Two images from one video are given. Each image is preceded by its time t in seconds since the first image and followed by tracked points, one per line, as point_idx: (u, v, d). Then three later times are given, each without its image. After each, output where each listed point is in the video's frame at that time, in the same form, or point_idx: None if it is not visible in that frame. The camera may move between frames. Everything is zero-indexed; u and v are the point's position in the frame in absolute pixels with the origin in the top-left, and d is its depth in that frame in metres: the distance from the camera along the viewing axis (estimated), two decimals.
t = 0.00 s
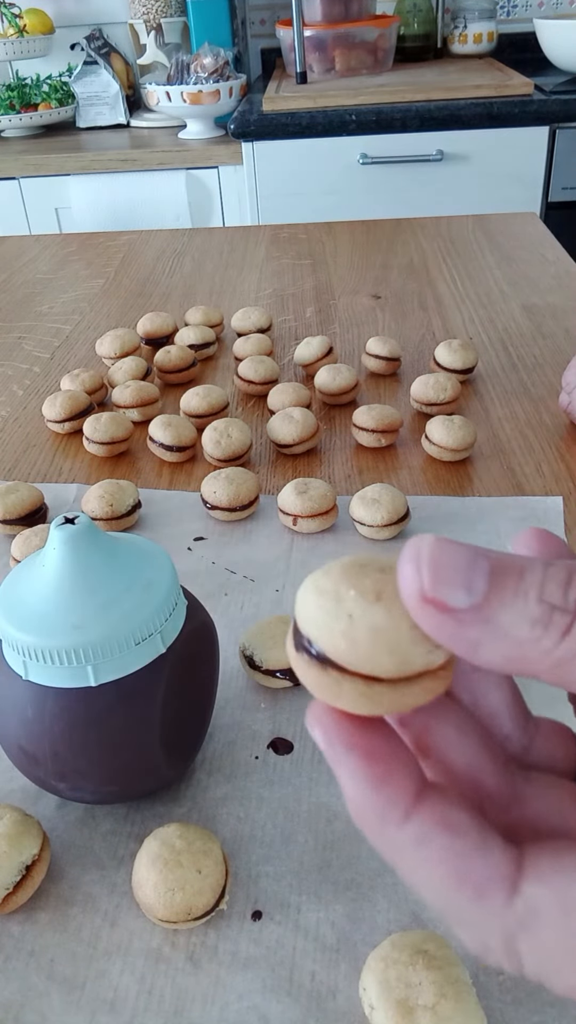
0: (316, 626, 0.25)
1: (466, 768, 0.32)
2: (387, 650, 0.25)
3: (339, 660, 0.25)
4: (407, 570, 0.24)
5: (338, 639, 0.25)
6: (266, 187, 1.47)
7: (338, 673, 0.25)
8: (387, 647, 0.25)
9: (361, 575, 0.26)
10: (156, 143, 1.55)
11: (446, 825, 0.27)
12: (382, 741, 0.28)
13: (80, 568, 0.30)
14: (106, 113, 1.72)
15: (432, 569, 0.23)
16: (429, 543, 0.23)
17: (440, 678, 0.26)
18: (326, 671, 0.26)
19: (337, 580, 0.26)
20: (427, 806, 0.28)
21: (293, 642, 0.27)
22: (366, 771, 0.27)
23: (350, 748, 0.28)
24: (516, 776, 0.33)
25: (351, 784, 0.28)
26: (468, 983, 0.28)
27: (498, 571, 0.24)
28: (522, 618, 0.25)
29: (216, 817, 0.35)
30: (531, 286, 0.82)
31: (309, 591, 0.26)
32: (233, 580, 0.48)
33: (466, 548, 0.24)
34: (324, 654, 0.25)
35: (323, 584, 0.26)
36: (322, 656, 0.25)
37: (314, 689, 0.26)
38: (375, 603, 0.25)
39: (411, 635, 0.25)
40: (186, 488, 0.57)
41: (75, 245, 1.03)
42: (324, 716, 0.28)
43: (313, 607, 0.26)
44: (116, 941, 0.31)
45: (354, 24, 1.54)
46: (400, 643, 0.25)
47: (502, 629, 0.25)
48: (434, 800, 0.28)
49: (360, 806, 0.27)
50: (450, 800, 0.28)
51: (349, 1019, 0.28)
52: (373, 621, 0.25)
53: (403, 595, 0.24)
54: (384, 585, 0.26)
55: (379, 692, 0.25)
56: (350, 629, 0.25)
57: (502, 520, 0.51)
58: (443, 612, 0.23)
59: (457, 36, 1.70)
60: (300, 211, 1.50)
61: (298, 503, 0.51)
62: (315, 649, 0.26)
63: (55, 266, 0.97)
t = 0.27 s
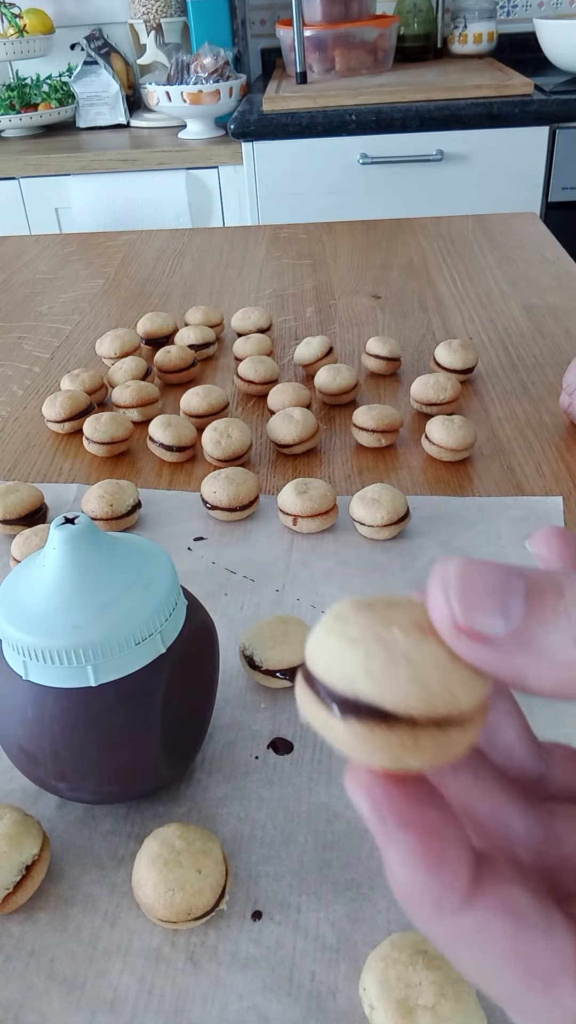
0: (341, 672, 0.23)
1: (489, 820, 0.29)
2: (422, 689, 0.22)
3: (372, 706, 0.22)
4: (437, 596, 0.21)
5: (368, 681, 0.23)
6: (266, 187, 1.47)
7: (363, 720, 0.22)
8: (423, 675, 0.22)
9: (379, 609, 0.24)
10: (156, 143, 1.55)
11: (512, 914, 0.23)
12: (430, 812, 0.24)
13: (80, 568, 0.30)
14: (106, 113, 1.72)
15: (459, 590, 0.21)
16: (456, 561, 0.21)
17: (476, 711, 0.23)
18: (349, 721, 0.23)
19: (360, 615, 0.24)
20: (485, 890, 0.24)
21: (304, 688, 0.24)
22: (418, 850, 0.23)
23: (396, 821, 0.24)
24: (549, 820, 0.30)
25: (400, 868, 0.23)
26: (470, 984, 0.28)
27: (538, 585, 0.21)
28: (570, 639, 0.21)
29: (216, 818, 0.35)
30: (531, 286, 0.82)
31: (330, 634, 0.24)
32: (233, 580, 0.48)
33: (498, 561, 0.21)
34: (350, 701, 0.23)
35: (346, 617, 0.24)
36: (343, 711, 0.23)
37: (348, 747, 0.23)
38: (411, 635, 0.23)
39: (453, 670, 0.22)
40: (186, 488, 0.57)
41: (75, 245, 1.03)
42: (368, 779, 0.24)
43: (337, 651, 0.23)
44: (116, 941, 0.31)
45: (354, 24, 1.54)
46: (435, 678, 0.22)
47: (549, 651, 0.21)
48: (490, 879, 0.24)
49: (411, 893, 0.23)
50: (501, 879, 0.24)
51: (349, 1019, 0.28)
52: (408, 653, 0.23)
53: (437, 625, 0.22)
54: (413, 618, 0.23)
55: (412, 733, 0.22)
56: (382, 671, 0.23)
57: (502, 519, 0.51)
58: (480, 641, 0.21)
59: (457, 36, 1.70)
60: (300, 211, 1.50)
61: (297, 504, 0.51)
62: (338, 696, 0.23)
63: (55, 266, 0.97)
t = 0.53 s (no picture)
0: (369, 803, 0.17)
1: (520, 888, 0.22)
2: (473, 834, 0.16)
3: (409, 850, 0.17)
4: (502, 712, 0.15)
5: (405, 823, 0.17)
6: (266, 187, 1.47)
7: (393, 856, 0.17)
8: (476, 823, 0.16)
9: (419, 707, 0.17)
10: (156, 143, 1.55)
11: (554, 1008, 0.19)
12: (466, 909, 0.19)
13: (80, 568, 0.30)
14: (106, 113, 1.72)
15: (540, 720, 0.14)
16: (527, 668, 0.15)
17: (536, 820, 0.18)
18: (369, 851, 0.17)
19: (395, 727, 0.17)
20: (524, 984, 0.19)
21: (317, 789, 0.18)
22: (452, 961, 0.18)
23: (427, 927, 0.18)
24: None
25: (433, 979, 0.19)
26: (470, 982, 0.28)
27: None
28: None
29: (217, 818, 0.35)
30: (531, 286, 0.82)
31: (361, 757, 0.17)
32: (233, 580, 0.48)
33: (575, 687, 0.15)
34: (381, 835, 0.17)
35: (379, 725, 0.17)
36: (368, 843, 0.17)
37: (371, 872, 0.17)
38: (465, 770, 0.16)
39: (517, 803, 0.16)
40: (186, 488, 0.57)
41: (74, 245, 1.03)
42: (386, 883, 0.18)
43: (366, 779, 0.17)
44: (117, 941, 0.31)
45: (354, 23, 1.54)
46: (490, 817, 0.16)
47: None
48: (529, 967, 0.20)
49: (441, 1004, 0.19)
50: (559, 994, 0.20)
51: (349, 1018, 0.28)
52: (456, 789, 0.16)
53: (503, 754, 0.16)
54: (469, 730, 0.16)
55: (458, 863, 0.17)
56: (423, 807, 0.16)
57: (503, 520, 0.51)
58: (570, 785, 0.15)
59: (457, 36, 1.70)
60: (300, 211, 1.50)
61: (297, 504, 0.51)
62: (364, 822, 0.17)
63: (55, 266, 0.97)
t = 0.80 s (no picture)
0: (396, 830, 0.17)
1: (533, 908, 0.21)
2: (504, 849, 0.17)
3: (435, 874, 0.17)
4: (518, 709, 0.16)
5: (434, 847, 0.17)
6: (266, 187, 1.47)
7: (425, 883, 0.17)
8: (506, 838, 0.17)
9: (437, 723, 0.17)
10: (156, 143, 1.55)
11: None
12: (490, 945, 0.19)
13: (80, 568, 0.30)
14: (106, 113, 1.72)
15: (557, 717, 0.15)
16: (539, 666, 0.16)
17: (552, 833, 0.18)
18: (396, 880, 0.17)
19: (416, 745, 0.17)
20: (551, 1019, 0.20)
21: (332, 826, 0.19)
22: (481, 1001, 0.19)
23: (453, 968, 0.19)
24: None
25: None
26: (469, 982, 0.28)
27: None
28: None
29: (216, 818, 0.35)
30: (531, 286, 0.82)
31: (381, 779, 0.17)
32: (233, 580, 0.48)
33: None
34: (413, 867, 0.17)
35: (397, 744, 0.17)
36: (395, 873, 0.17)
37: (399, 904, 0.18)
38: (493, 782, 0.17)
39: (541, 812, 0.17)
40: (186, 488, 0.57)
41: (75, 245, 1.03)
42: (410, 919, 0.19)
43: (392, 800, 0.17)
44: (116, 941, 0.31)
45: (354, 23, 1.54)
46: (516, 831, 0.17)
47: None
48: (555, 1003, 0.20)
49: None
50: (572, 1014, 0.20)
51: (349, 1018, 0.28)
52: (485, 805, 0.16)
53: (518, 754, 0.16)
54: (488, 739, 0.17)
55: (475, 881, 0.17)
56: (454, 829, 0.17)
57: (503, 520, 0.51)
58: None
59: (457, 36, 1.70)
60: (300, 211, 1.50)
61: (297, 504, 0.51)
62: (392, 852, 0.17)
63: (55, 266, 0.97)
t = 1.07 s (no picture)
0: (349, 809, 0.16)
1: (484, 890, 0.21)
2: (456, 830, 0.16)
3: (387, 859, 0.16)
4: (473, 699, 0.16)
5: (387, 824, 0.16)
6: (266, 187, 1.47)
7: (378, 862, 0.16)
8: (459, 821, 0.16)
9: (396, 701, 0.16)
10: (156, 143, 1.55)
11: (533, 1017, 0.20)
12: (440, 925, 0.19)
13: (80, 568, 0.30)
14: (106, 113, 1.72)
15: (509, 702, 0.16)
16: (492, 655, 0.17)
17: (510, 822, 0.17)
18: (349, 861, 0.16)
19: (374, 723, 0.16)
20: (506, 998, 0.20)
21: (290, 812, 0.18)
22: (429, 980, 0.19)
23: (404, 948, 0.19)
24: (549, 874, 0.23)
25: (410, 1003, 0.19)
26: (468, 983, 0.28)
27: None
28: None
29: (215, 817, 0.35)
30: (531, 286, 0.82)
31: (338, 755, 0.16)
32: (233, 580, 0.48)
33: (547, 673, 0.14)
34: (361, 844, 0.16)
35: (355, 721, 0.16)
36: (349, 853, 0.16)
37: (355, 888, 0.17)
38: (447, 764, 0.16)
39: (495, 796, 0.16)
40: (186, 488, 0.57)
41: (74, 245, 1.03)
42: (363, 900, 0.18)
43: (347, 777, 0.16)
44: (117, 940, 0.31)
45: (354, 23, 1.54)
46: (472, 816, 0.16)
47: None
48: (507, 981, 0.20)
49: None
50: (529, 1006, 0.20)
51: (349, 1018, 0.28)
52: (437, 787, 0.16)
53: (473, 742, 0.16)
54: (444, 720, 0.16)
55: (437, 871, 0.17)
56: (403, 807, 0.16)
57: (503, 519, 0.51)
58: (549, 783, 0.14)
59: (457, 36, 1.70)
60: (300, 211, 1.50)
61: (297, 504, 0.51)
62: (338, 827, 0.17)
63: (55, 266, 0.97)
